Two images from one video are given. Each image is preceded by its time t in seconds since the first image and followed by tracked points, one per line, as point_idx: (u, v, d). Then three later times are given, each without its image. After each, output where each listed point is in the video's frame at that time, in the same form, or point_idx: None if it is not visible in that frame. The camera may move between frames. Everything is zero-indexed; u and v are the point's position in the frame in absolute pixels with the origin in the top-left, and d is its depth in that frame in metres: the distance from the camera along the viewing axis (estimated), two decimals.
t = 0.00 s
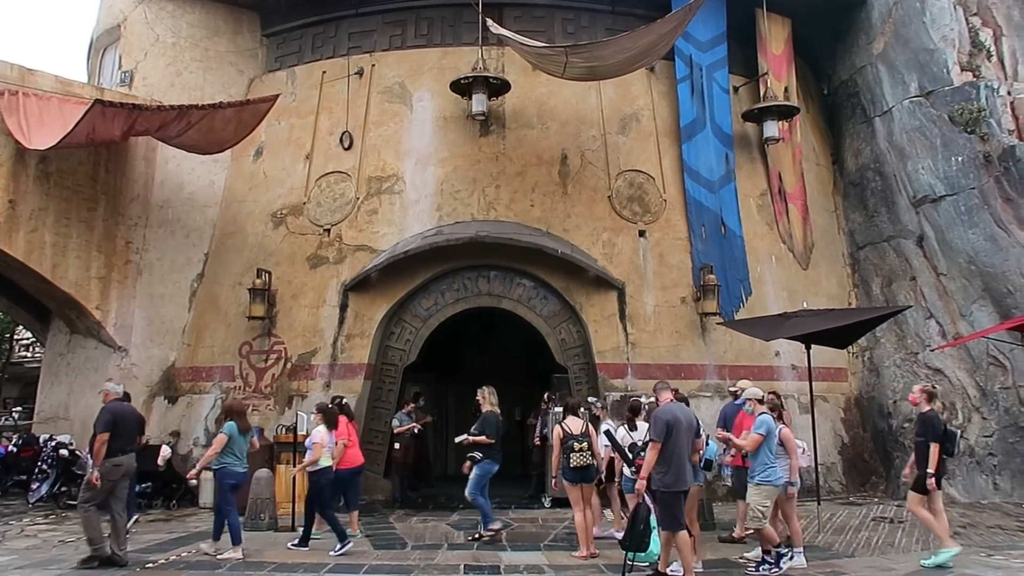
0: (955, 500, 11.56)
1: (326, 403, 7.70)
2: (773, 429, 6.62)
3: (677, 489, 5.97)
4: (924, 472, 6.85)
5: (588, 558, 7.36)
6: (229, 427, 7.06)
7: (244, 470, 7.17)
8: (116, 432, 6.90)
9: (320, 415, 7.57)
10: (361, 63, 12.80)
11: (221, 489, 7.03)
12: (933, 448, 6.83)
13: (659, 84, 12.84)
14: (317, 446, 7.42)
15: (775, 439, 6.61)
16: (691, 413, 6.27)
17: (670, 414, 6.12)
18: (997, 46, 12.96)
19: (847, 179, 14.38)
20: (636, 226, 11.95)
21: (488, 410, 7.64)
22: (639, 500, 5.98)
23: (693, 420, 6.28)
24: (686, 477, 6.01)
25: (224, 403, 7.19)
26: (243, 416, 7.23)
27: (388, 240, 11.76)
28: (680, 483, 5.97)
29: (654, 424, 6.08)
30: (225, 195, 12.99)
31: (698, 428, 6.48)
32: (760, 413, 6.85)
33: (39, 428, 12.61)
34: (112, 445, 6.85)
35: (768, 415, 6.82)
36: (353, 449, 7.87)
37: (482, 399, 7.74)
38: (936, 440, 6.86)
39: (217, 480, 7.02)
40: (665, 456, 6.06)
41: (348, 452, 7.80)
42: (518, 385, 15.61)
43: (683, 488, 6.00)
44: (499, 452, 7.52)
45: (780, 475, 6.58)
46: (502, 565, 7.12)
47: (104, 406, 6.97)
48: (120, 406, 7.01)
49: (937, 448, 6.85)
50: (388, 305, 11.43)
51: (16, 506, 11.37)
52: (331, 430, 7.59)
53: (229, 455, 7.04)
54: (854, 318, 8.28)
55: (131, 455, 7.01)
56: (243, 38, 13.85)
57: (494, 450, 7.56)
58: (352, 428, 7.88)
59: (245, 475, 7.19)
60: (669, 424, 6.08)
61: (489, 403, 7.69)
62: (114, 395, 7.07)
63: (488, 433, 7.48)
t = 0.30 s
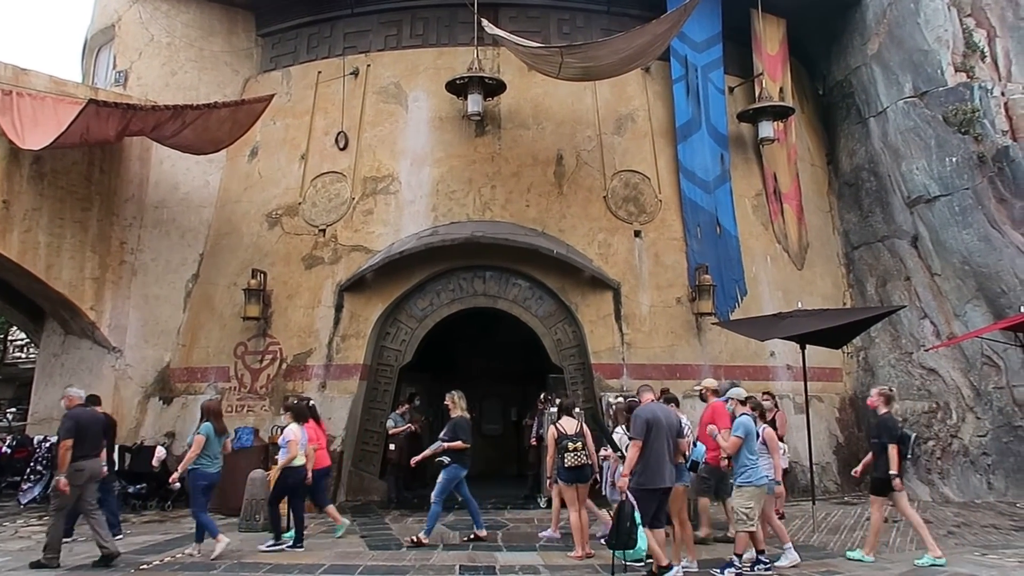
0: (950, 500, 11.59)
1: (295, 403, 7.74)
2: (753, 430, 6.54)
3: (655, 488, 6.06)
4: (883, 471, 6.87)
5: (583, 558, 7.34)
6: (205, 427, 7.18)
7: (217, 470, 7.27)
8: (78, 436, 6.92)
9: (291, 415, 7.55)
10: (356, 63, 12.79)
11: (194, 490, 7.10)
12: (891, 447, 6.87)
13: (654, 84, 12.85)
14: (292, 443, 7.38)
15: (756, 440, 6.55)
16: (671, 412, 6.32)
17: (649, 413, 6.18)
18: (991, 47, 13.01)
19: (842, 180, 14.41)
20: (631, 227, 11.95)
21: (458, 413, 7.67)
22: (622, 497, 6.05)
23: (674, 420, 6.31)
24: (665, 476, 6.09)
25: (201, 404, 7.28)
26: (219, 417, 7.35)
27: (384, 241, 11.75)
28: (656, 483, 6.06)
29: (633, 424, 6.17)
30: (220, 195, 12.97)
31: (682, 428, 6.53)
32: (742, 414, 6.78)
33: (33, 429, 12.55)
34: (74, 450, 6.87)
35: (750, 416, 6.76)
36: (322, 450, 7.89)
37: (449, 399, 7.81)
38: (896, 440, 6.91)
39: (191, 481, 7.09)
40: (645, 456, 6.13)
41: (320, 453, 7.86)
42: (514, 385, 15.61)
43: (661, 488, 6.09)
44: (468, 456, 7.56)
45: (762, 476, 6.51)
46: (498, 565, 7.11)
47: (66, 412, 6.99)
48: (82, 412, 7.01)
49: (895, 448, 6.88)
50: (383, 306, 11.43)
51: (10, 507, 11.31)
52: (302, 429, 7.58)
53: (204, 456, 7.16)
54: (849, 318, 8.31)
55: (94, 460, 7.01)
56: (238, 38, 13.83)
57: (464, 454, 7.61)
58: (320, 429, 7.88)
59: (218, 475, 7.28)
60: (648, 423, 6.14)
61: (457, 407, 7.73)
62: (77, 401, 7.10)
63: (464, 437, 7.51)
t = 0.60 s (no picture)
0: (943, 501, 11.63)
1: (258, 406, 7.58)
2: (729, 431, 6.58)
3: (633, 488, 6.11)
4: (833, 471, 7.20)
5: (577, 560, 7.33)
6: (180, 430, 7.22)
7: (192, 472, 7.34)
8: (41, 437, 7.02)
9: (254, 421, 7.47)
10: (351, 65, 12.79)
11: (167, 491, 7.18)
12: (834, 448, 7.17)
13: (649, 86, 12.88)
14: (254, 450, 7.43)
15: (734, 441, 6.57)
16: (649, 413, 6.38)
17: (625, 415, 6.29)
18: (984, 50, 13.08)
19: (836, 182, 14.44)
20: (626, 229, 11.97)
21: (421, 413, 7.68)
22: (603, 500, 5.99)
23: (653, 421, 6.35)
24: (643, 477, 6.12)
25: (174, 406, 7.34)
26: (193, 419, 7.42)
27: (378, 243, 11.75)
28: (634, 484, 6.10)
29: (609, 426, 6.28)
30: (214, 197, 12.94)
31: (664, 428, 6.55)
32: (722, 416, 6.77)
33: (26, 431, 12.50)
34: (39, 451, 6.97)
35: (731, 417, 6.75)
36: (290, 453, 7.94)
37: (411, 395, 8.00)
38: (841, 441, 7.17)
39: (165, 484, 7.16)
40: (623, 458, 6.19)
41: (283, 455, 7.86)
42: (511, 387, 15.60)
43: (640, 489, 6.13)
44: (431, 455, 7.53)
45: (740, 478, 6.51)
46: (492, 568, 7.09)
47: (31, 414, 7.09)
48: (49, 413, 7.13)
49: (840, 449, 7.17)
50: (378, 308, 11.42)
51: (2, 510, 11.26)
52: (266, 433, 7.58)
53: (180, 457, 7.22)
54: (842, 319, 8.34)
55: (60, 461, 7.12)
56: (232, 40, 13.81)
57: (427, 454, 7.58)
58: (287, 431, 7.97)
59: (193, 477, 7.36)
60: (623, 425, 6.23)
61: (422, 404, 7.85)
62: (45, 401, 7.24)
63: (422, 437, 7.51)
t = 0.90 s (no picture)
0: (934, 503, 11.67)
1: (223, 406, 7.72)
2: (715, 435, 6.59)
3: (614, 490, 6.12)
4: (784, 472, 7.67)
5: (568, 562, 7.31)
6: (144, 434, 7.23)
7: (155, 475, 7.37)
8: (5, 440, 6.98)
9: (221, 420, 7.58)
10: (344, 67, 12.78)
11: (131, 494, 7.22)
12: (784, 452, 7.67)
13: (642, 89, 12.90)
14: (219, 448, 7.47)
15: (719, 445, 6.59)
16: (632, 414, 6.37)
17: (604, 417, 6.34)
18: (975, 55, 13.24)
19: (828, 186, 14.48)
20: (619, 231, 11.98)
21: (380, 418, 7.78)
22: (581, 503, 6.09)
23: (635, 422, 6.34)
24: (623, 478, 6.14)
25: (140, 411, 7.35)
26: (159, 422, 7.40)
27: (371, 244, 11.73)
28: (614, 484, 6.11)
29: (590, 429, 6.36)
30: (207, 198, 12.90)
31: (649, 429, 6.56)
32: (708, 419, 6.79)
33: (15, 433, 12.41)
34: (3, 454, 6.92)
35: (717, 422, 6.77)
36: (256, 456, 7.91)
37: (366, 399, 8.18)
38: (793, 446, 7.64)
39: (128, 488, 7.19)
40: (604, 460, 6.25)
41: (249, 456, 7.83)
42: (505, 389, 15.59)
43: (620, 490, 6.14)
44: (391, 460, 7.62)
45: (726, 481, 6.52)
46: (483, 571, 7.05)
47: None
48: (13, 417, 7.10)
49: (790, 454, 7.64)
50: (371, 309, 11.40)
51: None
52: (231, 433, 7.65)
53: (142, 461, 7.24)
54: (833, 322, 8.39)
55: (25, 464, 7.07)
56: (226, 40, 13.78)
57: (385, 459, 7.65)
58: (254, 433, 7.94)
59: (156, 481, 7.39)
60: (602, 427, 6.29)
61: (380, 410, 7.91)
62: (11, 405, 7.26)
63: (377, 442, 7.58)
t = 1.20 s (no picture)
0: (924, 505, 11.72)
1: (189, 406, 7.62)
2: (706, 439, 6.61)
3: (605, 493, 6.12)
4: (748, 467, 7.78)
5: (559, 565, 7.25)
6: (110, 435, 7.21)
7: (126, 476, 7.34)
8: None
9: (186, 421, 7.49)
10: (337, 67, 12.75)
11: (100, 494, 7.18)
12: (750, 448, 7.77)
13: (635, 91, 12.92)
14: (185, 452, 7.40)
15: (711, 449, 6.61)
16: (625, 417, 6.35)
17: (597, 419, 6.31)
18: (965, 59, 13.43)
19: (820, 188, 14.51)
20: (611, 233, 11.99)
21: (342, 416, 7.77)
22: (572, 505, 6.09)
23: (628, 424, 6.32)
24: (614, 480, 6.14)
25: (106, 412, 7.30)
26: (127, 423, 7.35)
27: (364, 246, 11.70)
28: (606, 487, 6.12)
29: (582, 431, 6.33)
30: (198, 198, 12.85)
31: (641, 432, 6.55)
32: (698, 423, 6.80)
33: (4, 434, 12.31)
34: None
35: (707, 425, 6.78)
36: (224, 456, 7.82)
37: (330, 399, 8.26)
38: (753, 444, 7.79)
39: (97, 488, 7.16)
40: (595, 463, 6.23)
41: (217, 457, 7.74)
42: (497, 391, 15.58)
43: (611, 492, 6.13)
44: (350, 459, 7.58)
45: (716, 484, 6.54)
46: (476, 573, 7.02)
47: None
48: None
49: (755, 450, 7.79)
50: (363, 311, 11.37)
51: None
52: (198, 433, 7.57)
53: (109, 462, 7.20)
54: (824, 324, 8.43)
55: None
56: (218, 40, 13.73)
57: (347, 458, 7.62)
58: (222, 432, 7.85)
59: (127, 481, 7.34)
60: (595, 428, 6.26)
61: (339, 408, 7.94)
62: None
63: (339, 440, 7.58)
